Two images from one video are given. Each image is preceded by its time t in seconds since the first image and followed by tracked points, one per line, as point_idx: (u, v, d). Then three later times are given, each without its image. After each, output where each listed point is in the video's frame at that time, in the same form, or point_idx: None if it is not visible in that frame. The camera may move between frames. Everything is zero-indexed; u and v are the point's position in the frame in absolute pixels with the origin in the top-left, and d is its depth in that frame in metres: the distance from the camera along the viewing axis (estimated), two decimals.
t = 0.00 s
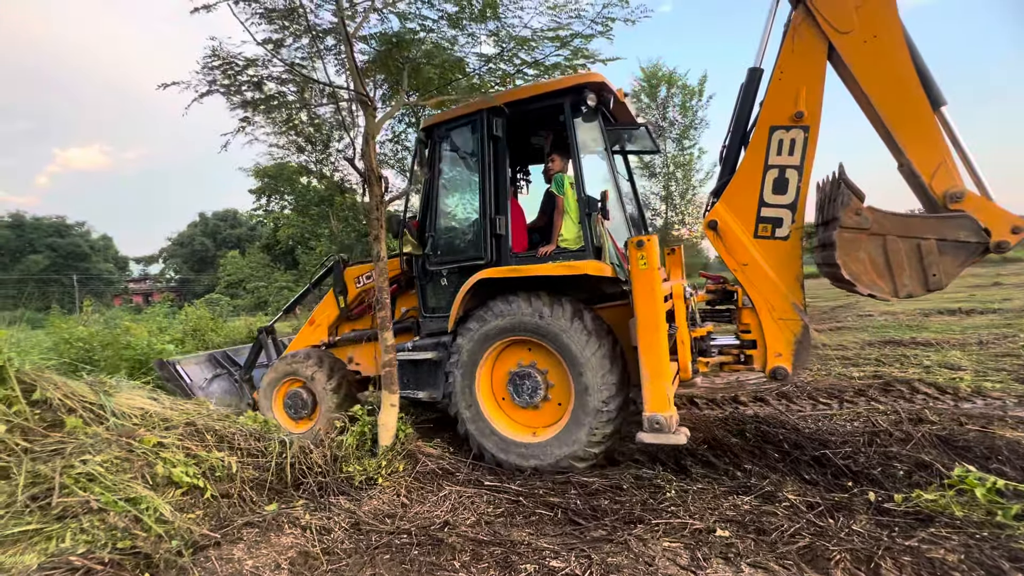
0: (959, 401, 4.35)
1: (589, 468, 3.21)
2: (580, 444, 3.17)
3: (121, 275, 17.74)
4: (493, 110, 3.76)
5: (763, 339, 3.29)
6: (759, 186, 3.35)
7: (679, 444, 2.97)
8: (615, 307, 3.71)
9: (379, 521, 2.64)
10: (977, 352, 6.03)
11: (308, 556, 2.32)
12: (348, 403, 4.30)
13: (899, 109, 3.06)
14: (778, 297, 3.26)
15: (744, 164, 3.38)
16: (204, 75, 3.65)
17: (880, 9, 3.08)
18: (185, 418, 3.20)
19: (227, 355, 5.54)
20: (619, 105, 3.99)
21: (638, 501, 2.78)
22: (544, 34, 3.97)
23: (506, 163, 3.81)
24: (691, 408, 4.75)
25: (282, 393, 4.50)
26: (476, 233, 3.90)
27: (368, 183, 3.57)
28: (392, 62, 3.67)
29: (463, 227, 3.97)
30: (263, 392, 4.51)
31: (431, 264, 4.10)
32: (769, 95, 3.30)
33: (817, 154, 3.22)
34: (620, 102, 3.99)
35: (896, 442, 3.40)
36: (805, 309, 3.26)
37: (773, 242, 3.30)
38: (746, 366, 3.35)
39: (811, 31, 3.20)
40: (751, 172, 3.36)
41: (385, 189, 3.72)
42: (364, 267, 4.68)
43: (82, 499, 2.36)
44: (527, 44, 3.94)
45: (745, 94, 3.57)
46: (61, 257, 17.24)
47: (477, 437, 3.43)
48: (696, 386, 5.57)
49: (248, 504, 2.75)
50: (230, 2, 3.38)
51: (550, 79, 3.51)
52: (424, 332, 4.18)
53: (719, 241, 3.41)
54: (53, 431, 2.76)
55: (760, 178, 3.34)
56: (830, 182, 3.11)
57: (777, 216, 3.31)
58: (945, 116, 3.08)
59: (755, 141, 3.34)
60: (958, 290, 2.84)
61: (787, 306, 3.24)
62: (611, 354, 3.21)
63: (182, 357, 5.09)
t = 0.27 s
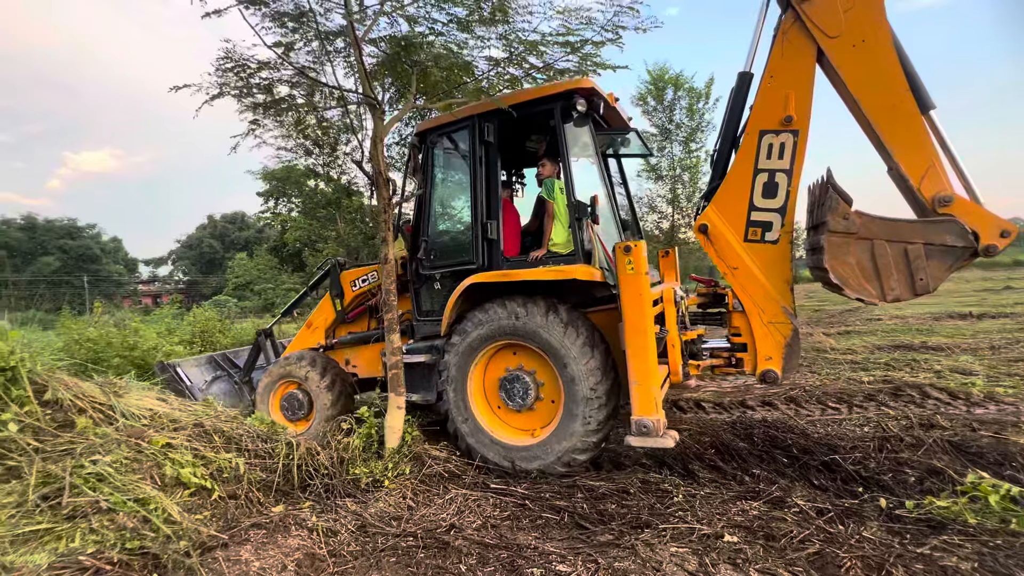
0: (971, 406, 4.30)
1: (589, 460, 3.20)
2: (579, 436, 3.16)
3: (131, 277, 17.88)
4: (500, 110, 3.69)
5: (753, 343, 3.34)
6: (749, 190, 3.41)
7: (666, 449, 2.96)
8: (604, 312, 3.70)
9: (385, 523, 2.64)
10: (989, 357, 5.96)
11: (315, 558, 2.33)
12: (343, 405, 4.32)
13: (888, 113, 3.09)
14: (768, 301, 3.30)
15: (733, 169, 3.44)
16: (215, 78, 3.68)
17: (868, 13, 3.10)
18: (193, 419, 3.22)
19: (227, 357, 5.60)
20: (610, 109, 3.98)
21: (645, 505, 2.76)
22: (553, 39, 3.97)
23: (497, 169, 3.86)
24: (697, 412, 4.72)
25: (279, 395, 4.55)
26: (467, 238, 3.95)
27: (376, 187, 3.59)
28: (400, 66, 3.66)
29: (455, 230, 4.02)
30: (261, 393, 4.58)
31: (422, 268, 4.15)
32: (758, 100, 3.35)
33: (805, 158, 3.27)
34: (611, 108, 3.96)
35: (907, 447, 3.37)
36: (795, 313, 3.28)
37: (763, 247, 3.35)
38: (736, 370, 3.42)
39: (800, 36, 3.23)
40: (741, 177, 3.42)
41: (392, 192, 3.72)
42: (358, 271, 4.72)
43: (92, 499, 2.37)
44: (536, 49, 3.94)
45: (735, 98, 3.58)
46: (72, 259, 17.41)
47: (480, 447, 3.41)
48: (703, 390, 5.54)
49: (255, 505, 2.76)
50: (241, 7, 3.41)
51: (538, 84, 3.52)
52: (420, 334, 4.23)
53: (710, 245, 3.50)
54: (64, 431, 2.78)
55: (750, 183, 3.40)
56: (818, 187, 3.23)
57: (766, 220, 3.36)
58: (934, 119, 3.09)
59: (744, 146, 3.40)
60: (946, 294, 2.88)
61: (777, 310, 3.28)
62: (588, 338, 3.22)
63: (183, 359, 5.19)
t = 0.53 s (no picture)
0: (984, 411, 4.25)
1: (589, 447, 3.21)
2: (574, 424, 3.19)
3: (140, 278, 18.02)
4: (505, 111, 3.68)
5: (744, 346, 3.41)
6: (739, 193, 3.46)
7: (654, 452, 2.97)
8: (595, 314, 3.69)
9: (391, 526, 2.64)
10: (1003, 361, 5.88)
11: (321, 560, 2.33)
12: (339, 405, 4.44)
13: (877, 116, 3.11)
14: (759, 304, 3.37)
15: (724, 172, 3.49)
16: (223, 81, 3.71)
17: (857, 16, 3.12)
18: (200, 420, 3.24)
19: (227, 359, 5.69)
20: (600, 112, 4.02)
21: (653, 509, 2.75)
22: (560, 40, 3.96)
23: (489, 172, 3.90)
24: (705, 415, 4.69)
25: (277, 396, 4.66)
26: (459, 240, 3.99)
27: (383, 189, 3.59)
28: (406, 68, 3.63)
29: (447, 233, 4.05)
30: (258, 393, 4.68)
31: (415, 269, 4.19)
32: (748, 102, 3.40)
33: (795, 162, 3.31)
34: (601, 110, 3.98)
35: (918, 453, 3.33)
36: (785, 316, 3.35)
37: (753, 249, 3.41)
38: (728, 372, 3.49)
39: (790, 38, 3.27)
40: (731, 180, 3.48)
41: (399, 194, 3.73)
42: (354, 273, 4.77)
43: (100, 499, 2.39)
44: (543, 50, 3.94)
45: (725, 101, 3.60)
46: (82, 261, 17.57)
47: (481, 454, 3.40)
48: (711, 393, 5.51)
49: (262, 506, 2.76)
50: (249, 10, 3.44)
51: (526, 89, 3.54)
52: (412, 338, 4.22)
53: (701, 247, 3.56)
54: (73, 431, 2.80)
55: (740, 185, 3.45)
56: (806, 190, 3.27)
57: (756, 223, 3.42)
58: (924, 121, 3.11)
59: (735, 149, 3.45)
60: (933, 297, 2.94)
61: (767, 313, 3.35)
62: (564, 326, 3.30)
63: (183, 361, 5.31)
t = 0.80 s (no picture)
0: (1004, 416, 4.17)
1: (590, 434, 3.23)
2: (571, 414, 3.22)
3: (155, 280, 18.27)
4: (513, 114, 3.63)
5: (740, 350, 3.45)
6: (736, 197, 3.52)
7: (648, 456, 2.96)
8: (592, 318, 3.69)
9: (403, 528, 2.65)
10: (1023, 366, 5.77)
11: (333, 562, 2.34)
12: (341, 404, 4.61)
13: (872, 120, 3.18)
14: (755, 308, 3.41)
15: (721, 176, 3.55)
16: (236, 86, 3.75)
17: (852, 21, 3.20)
18: (215, 421, 3.27)
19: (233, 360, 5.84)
20: (597, 117, 4.04)
21: (665, 514, 2.73)
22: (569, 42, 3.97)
23: (486, 178, 3.97)
24: (717, 419, 4.66)
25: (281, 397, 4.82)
26: (457, 245, 4.07)
27: (395, 193, 3.61)
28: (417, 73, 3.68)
29: (446, 238, 4.15)
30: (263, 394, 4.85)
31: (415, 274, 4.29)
32: (744, 107, 3.47)
33: (791, 165, 3.36)
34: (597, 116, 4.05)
35: (937, 459, 3.28)
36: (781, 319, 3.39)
37: (750, 253, 3.46)
38: (725, 376, 3.53)
39: (785, 44, 3.35)
40: (728, 183, 3.53)
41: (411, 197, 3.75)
42: (356, 277, 4.89)
43: (117, 500, 2.42)
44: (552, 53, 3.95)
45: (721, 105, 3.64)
46: (98, 263, 17.83)
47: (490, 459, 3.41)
48: (723, 397, 5.47)
49: (275, 508, 2.78)
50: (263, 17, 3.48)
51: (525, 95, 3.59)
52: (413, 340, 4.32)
53: (699, 252, 3.60)
54: (91, 432, 2.83)
55: (737, 189, 3.51)
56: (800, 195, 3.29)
57: (752, 226, 3.47)
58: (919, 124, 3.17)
59: (731, 153, 3.51)
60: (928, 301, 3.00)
61: (764, 316, 3.40)
62: (545, 320, 3.36)
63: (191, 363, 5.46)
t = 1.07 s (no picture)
0: (1020, 419, 4.11)
1: (585, 417, 3.26)
2: (562, 400, 3.26)
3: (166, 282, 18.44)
4: (518, 115, 3.68)
5: (731, 350, 3.46)
6: (726, 198, 3.50)
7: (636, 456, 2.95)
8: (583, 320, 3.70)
9: (411, 529, 2.65)
10: None
11: (342, 562, 2.35)
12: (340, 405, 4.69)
13: (861, 121, 3.17)
14: (745, 309, 3.41)
15: (711, 178, 3.53)
16: (245, 90, 3.78)
17: (840, 23, 3.19)
18: (225, 421, 3.29)
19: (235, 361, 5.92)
20: (588, 121, 4.16)
21: (674, 517, 2.72)
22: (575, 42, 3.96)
23: (479, 182, 4.01)
24: (726, 421, 4.63)
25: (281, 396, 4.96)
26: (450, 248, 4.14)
27: (402, 194, 3.62)
28: (424, 74, 3.65)
29: (439, 241, 4.22)
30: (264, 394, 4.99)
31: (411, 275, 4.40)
32: (733, 110, 3.45)
33: (780, 167, 3.34)
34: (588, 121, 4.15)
35: (951, 462, 3.24)
36: (772, 320, 3.39)
37: (740, 255, 3.45)
38: (717, 376, 3.53)
39: (773, 46, 3.33)
40: (718, 185, 3.51)
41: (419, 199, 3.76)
42: (355, 280, 5.01)
43: (130, 499, 2.44)
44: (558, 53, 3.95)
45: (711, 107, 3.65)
46: (111, 265, 18.02)
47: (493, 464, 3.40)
48: (732, 398, 5.44)
49: (284, 508, 2.80)
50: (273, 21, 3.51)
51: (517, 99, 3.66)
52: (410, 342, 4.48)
53: (688, 253, 3.59)
54: (104, 432, 2.86)
55: (727, 191, 3.49)
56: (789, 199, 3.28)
57: (743, 228, 3.45)
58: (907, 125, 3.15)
59: (721, 155, 3.49)
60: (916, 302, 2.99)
61: (754, 318, 3.39)
62: (519, 314, 3.44)
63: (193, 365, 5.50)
